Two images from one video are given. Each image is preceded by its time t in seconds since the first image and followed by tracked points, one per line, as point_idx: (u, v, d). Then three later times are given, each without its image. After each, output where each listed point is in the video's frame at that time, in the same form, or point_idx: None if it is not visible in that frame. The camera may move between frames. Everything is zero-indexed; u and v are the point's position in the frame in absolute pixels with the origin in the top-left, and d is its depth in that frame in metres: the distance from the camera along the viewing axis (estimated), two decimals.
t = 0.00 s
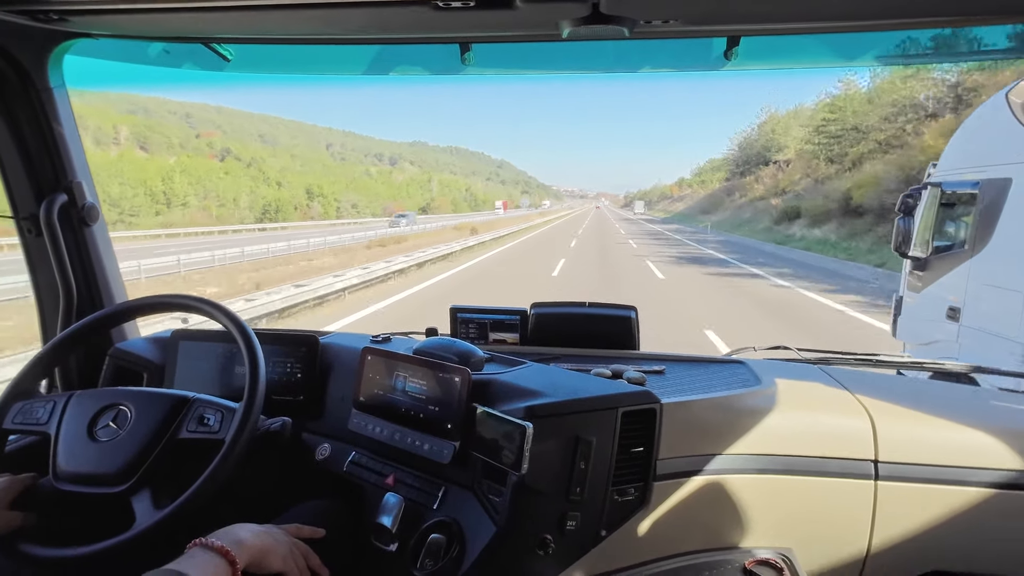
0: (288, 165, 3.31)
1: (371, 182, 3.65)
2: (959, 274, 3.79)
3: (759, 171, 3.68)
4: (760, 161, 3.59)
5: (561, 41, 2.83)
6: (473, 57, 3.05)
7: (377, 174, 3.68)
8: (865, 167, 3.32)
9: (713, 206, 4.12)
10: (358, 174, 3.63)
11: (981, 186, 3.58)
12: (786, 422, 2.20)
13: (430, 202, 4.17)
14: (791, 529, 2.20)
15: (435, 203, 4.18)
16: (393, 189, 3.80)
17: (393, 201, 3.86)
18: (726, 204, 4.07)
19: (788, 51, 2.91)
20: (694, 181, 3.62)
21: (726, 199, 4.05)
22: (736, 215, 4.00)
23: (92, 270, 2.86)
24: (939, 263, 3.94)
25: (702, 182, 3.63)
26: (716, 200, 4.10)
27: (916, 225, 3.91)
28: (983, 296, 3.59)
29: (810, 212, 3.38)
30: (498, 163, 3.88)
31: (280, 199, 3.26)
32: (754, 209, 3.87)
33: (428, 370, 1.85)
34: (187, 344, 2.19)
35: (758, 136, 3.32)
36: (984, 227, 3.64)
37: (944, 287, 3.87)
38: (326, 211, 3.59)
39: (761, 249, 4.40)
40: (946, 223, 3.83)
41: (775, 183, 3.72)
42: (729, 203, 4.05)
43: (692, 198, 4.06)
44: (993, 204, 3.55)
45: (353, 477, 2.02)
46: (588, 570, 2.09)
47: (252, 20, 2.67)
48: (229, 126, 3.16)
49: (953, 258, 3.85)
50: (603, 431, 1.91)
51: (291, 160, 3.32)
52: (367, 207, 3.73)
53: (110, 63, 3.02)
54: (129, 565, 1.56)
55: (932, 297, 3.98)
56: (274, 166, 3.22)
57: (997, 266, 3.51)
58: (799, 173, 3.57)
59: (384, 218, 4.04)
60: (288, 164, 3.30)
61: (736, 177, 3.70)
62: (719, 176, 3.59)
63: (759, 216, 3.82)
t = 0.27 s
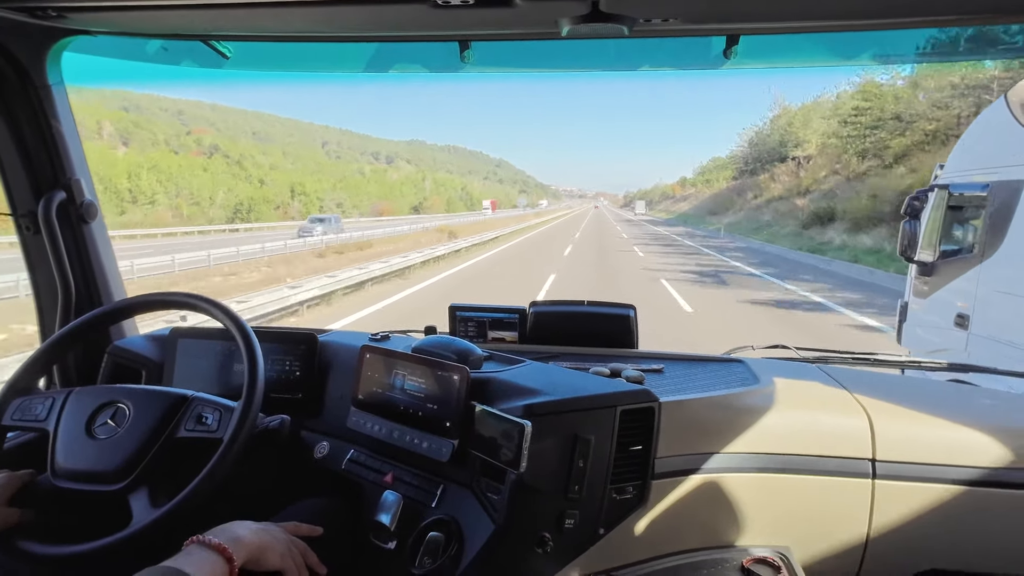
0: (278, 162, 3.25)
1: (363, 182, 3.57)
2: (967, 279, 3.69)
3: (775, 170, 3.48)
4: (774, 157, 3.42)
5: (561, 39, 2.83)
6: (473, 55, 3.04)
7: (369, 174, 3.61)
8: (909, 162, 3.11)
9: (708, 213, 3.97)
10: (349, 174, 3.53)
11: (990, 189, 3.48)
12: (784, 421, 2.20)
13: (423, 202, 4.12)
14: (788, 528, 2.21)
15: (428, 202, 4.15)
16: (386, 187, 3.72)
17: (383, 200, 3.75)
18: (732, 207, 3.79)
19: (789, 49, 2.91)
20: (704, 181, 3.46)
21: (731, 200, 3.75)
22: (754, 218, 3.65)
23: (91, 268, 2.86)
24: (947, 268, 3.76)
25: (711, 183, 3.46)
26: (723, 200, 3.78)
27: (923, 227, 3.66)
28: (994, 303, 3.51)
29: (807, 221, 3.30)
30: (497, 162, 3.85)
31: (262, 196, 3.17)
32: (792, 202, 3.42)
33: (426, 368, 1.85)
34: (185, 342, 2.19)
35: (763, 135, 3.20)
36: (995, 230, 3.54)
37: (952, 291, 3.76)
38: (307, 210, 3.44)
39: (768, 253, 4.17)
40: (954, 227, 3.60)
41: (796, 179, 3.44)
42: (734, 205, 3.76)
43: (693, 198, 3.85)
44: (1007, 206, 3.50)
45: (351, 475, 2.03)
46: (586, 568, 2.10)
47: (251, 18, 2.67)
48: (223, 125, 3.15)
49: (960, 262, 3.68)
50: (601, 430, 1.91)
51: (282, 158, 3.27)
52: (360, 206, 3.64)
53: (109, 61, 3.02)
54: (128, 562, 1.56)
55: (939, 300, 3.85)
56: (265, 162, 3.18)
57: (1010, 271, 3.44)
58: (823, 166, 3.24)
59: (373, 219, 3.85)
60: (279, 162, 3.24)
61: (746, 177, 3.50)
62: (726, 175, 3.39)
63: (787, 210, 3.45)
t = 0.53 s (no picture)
0: (269, 160, 3.17)
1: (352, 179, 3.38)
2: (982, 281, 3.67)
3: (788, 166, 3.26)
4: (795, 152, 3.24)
5: (559, 42, 2.83)
6: (471, 57, 3.04)
7: (362, 173, 3.43)
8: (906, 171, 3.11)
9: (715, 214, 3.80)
10: (339, 172, 3.35)
11: (1004, 187, 3.41)
12: (782, 424, 2.20)
13: (414, 200, 3.78)
14: (786, 531, 2.21)
15: (419, 201, 3.79)
16: (380, 185, 3.51)
17: (373, 197, 3.48)
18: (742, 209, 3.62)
19: (788, 53, 2.91)
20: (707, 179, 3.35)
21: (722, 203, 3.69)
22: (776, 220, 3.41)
23: (88, 269, 2.86)
24: (959, 270, 3.78)
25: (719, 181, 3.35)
26: (732, 201, 3.63)
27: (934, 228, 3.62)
28: (1007, 307, 3.45)
29: (840, 221, 3.07)
30: (494, 160, 3.54)
31: (244, 193, 3.04)
32: (816, 203, 3.13)
33: (423, 370, 1.84)
34: (182, 343, 2.19)
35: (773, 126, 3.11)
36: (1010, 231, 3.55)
37: (964, 294, 3.76)
38: (288, 210, 3.21)
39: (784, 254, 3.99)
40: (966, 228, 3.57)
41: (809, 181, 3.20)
42: (749, 207, 3.58)
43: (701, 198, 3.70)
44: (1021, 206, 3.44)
45: (348, 477, 2.02)
46: (583, 571, 2.09)
47: (250, 18, 2.67)
48: (216, 121, 3.08)
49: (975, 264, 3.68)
50: (598, 432, 1.91)
51: (272, 154, 3.21)
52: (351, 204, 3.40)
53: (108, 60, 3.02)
54: (123, 563, 1.55)
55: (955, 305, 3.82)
56: (254, 159, 3.10)
57: None
58: (854, 162, 3.14)
59: (360, 217, 3.50)
60: (269, 159, 3.16)
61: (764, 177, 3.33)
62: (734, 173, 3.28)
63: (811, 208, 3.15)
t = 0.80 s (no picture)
0: (258, 157, 3.05)
1: (339, 177, 3.21)
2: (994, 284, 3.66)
3: (796, 165, 3.11)
4: (820, 147, 3.09)
5: (559, 39, 2.83)
6: (470, 54, 3.05)
7: (356, 173, 3.26)
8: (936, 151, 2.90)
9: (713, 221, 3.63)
10: (331, 170, 3.18)
11: None
12: (781, 421, 2.20)
13: (406, 198, 3.54)
14: (784, 527, 2.22)
15: (412, 199, 3.56)
16: (373, 184, 3.32)
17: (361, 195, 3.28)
18: (760, 210, 3.23)
19: (788, 49, 2.91)
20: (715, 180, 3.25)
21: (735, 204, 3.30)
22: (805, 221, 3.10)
23: (87, 267, 2.85)
24: (970, 273, 3.75)
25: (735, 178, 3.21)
26: (747, 199, 3.25)
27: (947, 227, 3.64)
28: None
29: (896, 225, 2.92)
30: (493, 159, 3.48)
31: (221, 190, 2.94)
32: (852, 202, 2.92)
33: (423, 368, 1.84)
34: (182, 340, 2.19)
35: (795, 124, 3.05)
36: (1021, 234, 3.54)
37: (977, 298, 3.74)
38: (268, 210, 3.07)
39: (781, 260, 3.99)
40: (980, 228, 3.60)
41: (838, 181, 2.95)
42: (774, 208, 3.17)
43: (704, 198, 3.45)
44: None
45: (347, 474, 2.02)
46: (583, 567, 2.10)
47: (249, 15, 2.66)
48: (210, 118, 2.94)
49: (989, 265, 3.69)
50: (598, 430, 1.92)
51: (262, 152, 3.07)
52: (337, 202, 3.24)
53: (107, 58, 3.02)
54: (123, 560, 1.56)
55: (971, 310, 3.76)
56: (242, 155, 2.98)
57: None
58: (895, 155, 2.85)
59: (347, 216, 3.29)
60: (257, 155, 3.04)
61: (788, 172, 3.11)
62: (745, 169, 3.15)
63: (853, 207, 2.92)
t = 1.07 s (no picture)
0: (248, 154, 3.03)
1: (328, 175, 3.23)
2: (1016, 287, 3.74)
3: (821, 161, 3.41)
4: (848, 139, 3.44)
5: (558, 36, 2.83)
6: (469, 52, 3.05)
7: (350, 171, 3.32)
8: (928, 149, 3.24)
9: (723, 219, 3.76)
10: (325, 167, 3.22)
11: None
12: (779, 419, 2.21)
13: (396, 198, 3.60)
14: (781, 524, 2.23)
15: (402, 199, 3.61)
16: (370, 181, 3.40)
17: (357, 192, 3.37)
18: (782, 209, 3.48)
19: (787, 48, 2.91)
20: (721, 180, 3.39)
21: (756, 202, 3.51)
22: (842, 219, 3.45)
23: (85, 264, 2.85)
24: (988, 277, 3.90)
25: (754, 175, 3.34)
26: (766, 197, 3.49)
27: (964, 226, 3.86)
28: None
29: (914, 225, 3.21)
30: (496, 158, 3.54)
31: (196, 187, 2.90)
32: (895, 200, 3.24)
33: (421, 365, 1.84)
34: (180, 338, 2.19)
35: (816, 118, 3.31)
36: None
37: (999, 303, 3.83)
38: (241, 208, 3.06)
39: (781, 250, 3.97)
40: (998, 230, 3.71)
41: (877, 178, 3.36)
42: (801, 207, 3.46)
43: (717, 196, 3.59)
44: None
45: (346, 472, 2.02)
46: (581, 564, 2.11)
47: (247, 12, 2.66)
48: (203, 115, 2.97)
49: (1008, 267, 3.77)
50: (596, 427, 1.92)
51: (254, 149, 3.05)
52: (321, 201, 3.27)
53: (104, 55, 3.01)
54: (121, 558, 1.56)
55: (991, 315, 3.88)
56: (230, 152, 2.98)
57: None
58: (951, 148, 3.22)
59: (332, 215, 3.37)
60: (246, 151, 3.03)
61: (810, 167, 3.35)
62: (757, 168, 3.28)
63: (913, 208, 3.20)
